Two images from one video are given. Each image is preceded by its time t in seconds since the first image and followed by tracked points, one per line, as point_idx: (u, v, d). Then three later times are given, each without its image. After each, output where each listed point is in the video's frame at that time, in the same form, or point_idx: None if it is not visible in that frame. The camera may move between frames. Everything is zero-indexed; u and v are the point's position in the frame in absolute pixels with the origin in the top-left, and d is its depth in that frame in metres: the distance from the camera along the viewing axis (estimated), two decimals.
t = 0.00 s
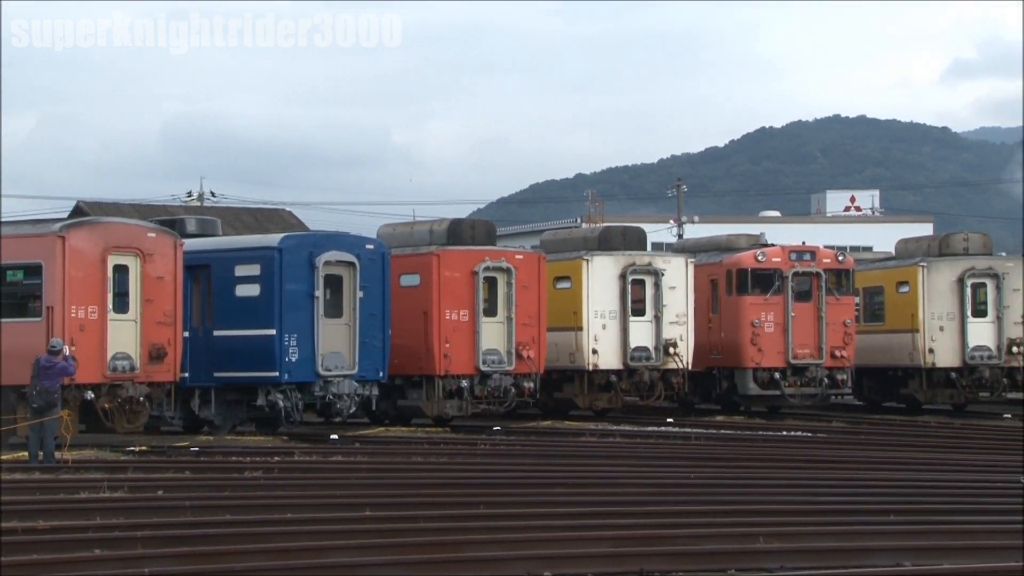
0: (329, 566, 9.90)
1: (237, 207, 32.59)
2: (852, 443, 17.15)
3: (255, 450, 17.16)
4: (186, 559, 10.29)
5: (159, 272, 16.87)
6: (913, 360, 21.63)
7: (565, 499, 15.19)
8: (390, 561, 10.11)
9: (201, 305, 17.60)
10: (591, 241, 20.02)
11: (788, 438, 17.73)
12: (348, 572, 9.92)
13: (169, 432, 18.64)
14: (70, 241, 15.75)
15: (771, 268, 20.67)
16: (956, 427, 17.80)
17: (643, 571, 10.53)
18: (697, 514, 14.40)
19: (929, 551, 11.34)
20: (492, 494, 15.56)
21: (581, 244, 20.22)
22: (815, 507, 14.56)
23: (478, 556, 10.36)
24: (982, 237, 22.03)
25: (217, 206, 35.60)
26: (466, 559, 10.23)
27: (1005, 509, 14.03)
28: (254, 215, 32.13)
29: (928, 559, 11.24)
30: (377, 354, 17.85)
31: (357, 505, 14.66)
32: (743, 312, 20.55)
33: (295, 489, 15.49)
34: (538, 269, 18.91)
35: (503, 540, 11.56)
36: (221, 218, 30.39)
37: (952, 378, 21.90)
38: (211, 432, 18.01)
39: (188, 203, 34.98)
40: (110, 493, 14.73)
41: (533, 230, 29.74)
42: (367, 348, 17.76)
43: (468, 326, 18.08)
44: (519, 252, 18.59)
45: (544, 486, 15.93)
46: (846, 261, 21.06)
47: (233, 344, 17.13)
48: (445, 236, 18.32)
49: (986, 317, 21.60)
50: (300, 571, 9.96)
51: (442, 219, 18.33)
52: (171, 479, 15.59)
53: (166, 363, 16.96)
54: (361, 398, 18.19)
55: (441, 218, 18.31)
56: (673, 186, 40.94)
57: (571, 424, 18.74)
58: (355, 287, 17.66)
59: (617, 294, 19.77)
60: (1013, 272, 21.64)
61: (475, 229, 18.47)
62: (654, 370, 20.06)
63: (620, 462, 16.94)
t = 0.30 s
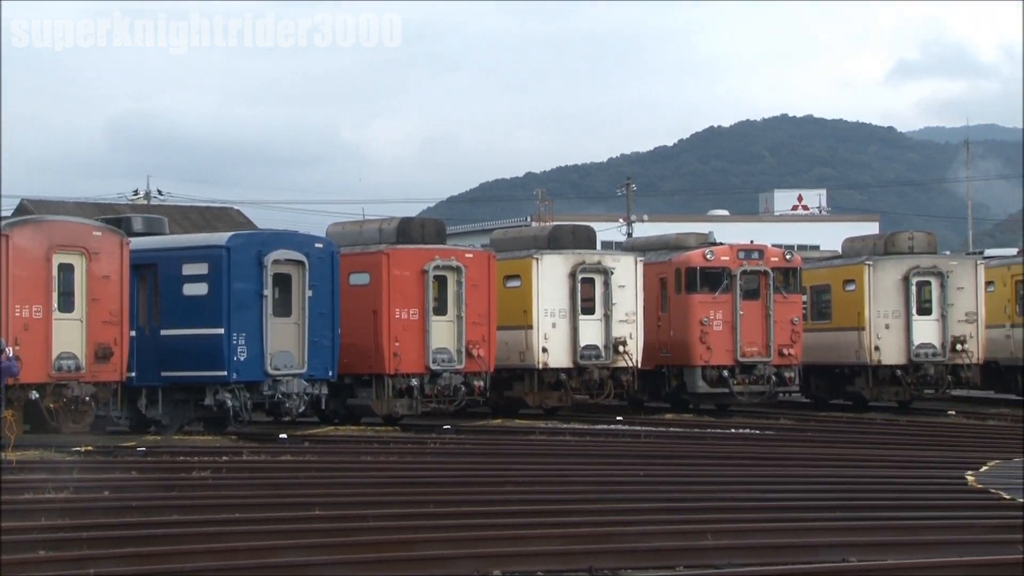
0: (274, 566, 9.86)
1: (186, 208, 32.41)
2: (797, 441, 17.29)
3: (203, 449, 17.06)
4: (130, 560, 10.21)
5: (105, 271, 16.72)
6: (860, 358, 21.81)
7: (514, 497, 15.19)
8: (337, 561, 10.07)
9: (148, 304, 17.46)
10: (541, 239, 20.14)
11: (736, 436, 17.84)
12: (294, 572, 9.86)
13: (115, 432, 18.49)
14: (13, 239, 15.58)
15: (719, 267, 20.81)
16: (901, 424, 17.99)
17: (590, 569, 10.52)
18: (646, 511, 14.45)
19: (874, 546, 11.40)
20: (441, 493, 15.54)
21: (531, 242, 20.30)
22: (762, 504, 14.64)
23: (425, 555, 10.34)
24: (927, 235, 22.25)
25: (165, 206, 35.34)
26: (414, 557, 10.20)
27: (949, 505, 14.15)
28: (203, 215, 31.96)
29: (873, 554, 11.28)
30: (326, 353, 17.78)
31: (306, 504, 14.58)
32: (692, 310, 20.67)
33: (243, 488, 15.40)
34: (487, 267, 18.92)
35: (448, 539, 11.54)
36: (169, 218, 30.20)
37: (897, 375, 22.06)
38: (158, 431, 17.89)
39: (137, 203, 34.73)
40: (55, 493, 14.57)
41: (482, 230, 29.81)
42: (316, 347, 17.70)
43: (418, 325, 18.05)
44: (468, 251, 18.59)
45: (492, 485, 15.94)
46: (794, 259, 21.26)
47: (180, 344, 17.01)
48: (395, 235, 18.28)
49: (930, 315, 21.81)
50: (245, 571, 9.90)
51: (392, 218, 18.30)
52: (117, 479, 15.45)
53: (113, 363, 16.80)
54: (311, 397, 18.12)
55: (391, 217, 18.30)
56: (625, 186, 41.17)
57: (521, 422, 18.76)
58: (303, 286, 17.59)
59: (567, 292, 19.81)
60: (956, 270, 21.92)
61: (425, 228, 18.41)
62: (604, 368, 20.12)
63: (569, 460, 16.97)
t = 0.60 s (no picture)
0: (224, 564, 9.79)
1: (131, 202, 32.13)
2: (745, 436, 17.41)
3: (149, 447, 16.90)
4: (76, 558, 10.09)
5: (49, 267, 16.48)
6: (806, 353, 22.01)
7: (464, 493, 15.17)
8: (288, 557, 10.01)
9: (93, 300, 17.28)
10: (491, 235, 20.21)
11: (684, 431, 17.94)
12: (244, 570, 9.78)
13: (59, 430, 18.32)
14: None
15: (667, 262, 20.90)
16: (846, 418, 18.17)
17: (539, 565, 10.48)
18: (596, 506, 14.47)
19: (821, 539, 11.44)
20: (390, 489, 15.49)
21: (480, 239, 20.36)
22: (709, 498, 14.72)
23: (377, 551, 10.29)
24: (871, 231, 22.46)
25: (110, 200, 34.98)
26: (366, 554, 10.15)
27: (894, 498, 14.29)
28: (149, 209, 31.71)
29: (817, 547, 11.28)
30: (274, 349, 17.67)
31: (254, 501, 14.47)
32: (641, 306, 20.76)
33: (190, 486, 15.27)
34: (436, 263, 18.89)
35: (398, 534, 11.49)
36: (114, 212, 29.92)
37: (843, 370, 22.29)
38: (103, 428, 17.78)
39: (81, 198, 34.36)
40: None
41: (431, 225, 29.82)
42: (264, 343, 17.57)
43: (367, 321, 18.00)
44: (417, 246, 18.56)
45: (442, 481, 15.91)
46: (741, 255, 21.35)
47: (126, 340, 16.83)
48: (344, 230, 18.25)
49: (875, 310, 22.04)
50: (193, 569, 9.80)
51: (340, 214, 18.26)
52: (61, 477, 15.26)
53: (56, 360, 16.55)
54: (259, 393, 18.01)
55: (339, 212, 18.25)
56: (572, 182, 41.37)
57: (470, 418, 18.76)
58: (251, 282, 17.46)
59: (516, 288, 19.82)
60: (900, 266, 22.12)
61: (374, 224, 18.45)
62: (553, 364, 20.14)
63: (517, 456, 16.99)
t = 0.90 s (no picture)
0: (168, 563, 9.68)
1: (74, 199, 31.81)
2: (690, 432, 17.51)
3: (92, 445, 16.74)
4: (16, 559, 9.95)
5: None
6: (752, 350, 22.17)
7: (412, 490, 15.13)
8: (232, 556, 9.93)
9: (35, 298, 16.98)
10: (439, 232, 20.15)
11: (632, 428, 18.00)
12: (189, 569, 9.67)
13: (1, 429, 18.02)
14: None
15: (615, 259, 20.97)
16: (792, 415, 18.31)
17: (486, 562, 10.43)
18: (545, 504, 14.47)
19: (764, 536, 11.40)
20: (337, 487, 15.42)
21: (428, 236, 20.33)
22: (656, 494, 14.77)
23: (324, 550, 10.22)
24: (816, 229, 22.64)
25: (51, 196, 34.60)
26: (313, 553, 10.08)
27: (838, 494, 14.39)
28: (92, 206, 31.41)
29: (761, 543, 11.29)
30: (221, 346, 17.56)
31: (200, 500, 14.34)
32: (589, 303, 20.83)
33: (135, 485, 15.13)
34: (385, 260, 18.85)
35: (344, 533, 11.42)
36: (56, 209, 29.61)
37: (788, 367, 22.42)
38: (46, 427, 17.49)
39: (22, 194, 33.95)
40: None
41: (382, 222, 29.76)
42: (211, 341, 17.47)
43: (314, 318, 17.94)
44: (365, 243, 18.52)
45: (389, 478, 15.87)
46: (689, 253, 21.47)
47: (69, 338, 16.59)
48: (292, 227, 18.18)
49: (820, 307, 22.21)
50: (136, 569, 9.69)
51: (288, 211, 18.19)
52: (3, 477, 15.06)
53: None
54: (205, 391, 17.92)
55: (287, 209, 18.16)
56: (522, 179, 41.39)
57: (417, 416, 18.75)
58: (197, 279, 17.35)
59: (464, 285, 19.82)
60: (845, 263, 22.25)
61: (321, 222, 18.41)
62: (501, 361, 20.16)
63: (465, 453, 16.98)
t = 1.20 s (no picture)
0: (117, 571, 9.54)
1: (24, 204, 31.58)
2: (644, 438, 17.56)
3: (42, 453, 16.57)
4: None
5: None
6: (707, 356, 22.29)
7: (366, 497, 15.03)
8: (182, 564, 9.80)
9: None
10: (393, 238, 20.18)
11: (587, 434, 18.03)
12: None
13: None
14: None
15: (570, 265, 20.97)
16: (745, 421, 18.40)
17: (441, 568, 10.37)
18: (501, 509, 14.38)
19: (719, 540, 11.23)
20: (291, 493, 15.29)
21: (382, 243, 20.36)
22: (610, 500, 14.75)
23: (276, 556, 10.09)
24: (770, 236, 22.76)
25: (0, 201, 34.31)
26: (264, 560, 9.97)
27: (790, 499, 14.42)
28: (42, 211, 31.19)
29: (715, 548, 11.20)
30: (174, 353, 17.45)
31: (152, 508, 14.19)
32: (543, 309, 20.85)
33: (85, 492, 14.97)
34: (338, 266, 18.82)
35: (300, 540, 11.31)
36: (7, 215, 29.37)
37: (742, 372, 22.57)
38: None
39: None
40: None
41: (338, 227, 29.68)
42: (163, 347, 17.35)
43: (268, 324, 17.88)
44: (319, 249, 18.47)
45: (343, 485, 15.79)
46: (643, 259, 21.55)
47: (18, 344, 16.30)
48: (245, 233, 18.12)
49: (773, 314, 22.30)
50: None
51: (241, 216, 18.13)
52: None
53: None
54: (157, 398, 17.77)
55: (240, 214, 18.10)
56: (479, 185, 41.44)
57: (371, 422, 18.72)
58: (149, 285, 17.23)
59: (418, 292, 19.84)
60: (797, 270, 22.43)
61: (275, 227, 18.35)
62: (456, 367, 20.17)
63: (420, 459, 16.94)
